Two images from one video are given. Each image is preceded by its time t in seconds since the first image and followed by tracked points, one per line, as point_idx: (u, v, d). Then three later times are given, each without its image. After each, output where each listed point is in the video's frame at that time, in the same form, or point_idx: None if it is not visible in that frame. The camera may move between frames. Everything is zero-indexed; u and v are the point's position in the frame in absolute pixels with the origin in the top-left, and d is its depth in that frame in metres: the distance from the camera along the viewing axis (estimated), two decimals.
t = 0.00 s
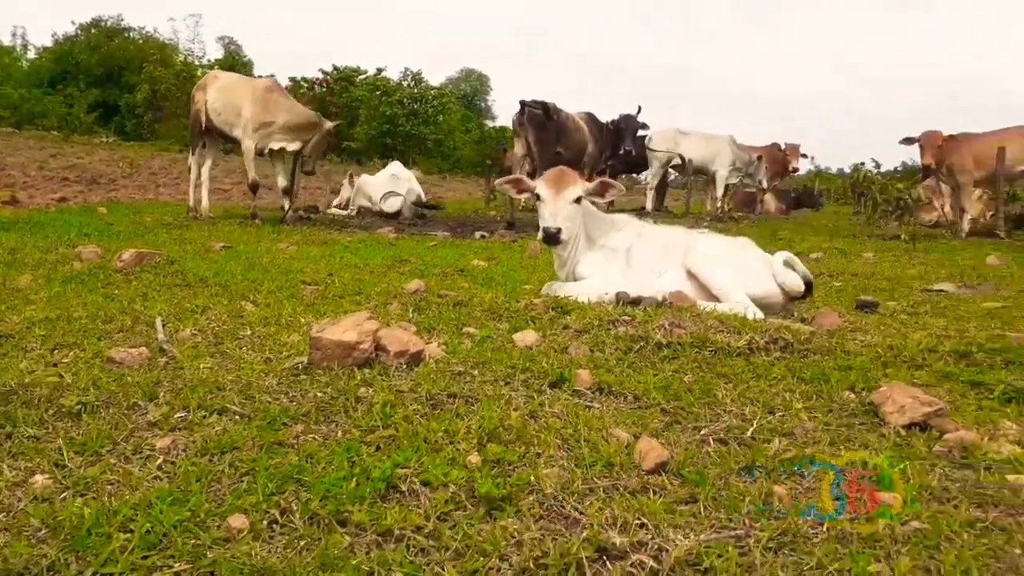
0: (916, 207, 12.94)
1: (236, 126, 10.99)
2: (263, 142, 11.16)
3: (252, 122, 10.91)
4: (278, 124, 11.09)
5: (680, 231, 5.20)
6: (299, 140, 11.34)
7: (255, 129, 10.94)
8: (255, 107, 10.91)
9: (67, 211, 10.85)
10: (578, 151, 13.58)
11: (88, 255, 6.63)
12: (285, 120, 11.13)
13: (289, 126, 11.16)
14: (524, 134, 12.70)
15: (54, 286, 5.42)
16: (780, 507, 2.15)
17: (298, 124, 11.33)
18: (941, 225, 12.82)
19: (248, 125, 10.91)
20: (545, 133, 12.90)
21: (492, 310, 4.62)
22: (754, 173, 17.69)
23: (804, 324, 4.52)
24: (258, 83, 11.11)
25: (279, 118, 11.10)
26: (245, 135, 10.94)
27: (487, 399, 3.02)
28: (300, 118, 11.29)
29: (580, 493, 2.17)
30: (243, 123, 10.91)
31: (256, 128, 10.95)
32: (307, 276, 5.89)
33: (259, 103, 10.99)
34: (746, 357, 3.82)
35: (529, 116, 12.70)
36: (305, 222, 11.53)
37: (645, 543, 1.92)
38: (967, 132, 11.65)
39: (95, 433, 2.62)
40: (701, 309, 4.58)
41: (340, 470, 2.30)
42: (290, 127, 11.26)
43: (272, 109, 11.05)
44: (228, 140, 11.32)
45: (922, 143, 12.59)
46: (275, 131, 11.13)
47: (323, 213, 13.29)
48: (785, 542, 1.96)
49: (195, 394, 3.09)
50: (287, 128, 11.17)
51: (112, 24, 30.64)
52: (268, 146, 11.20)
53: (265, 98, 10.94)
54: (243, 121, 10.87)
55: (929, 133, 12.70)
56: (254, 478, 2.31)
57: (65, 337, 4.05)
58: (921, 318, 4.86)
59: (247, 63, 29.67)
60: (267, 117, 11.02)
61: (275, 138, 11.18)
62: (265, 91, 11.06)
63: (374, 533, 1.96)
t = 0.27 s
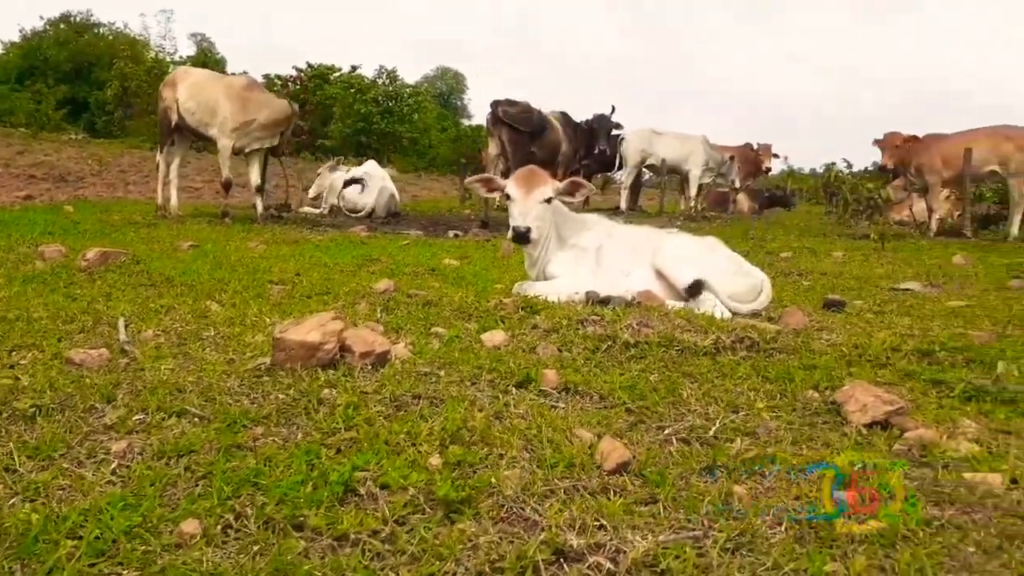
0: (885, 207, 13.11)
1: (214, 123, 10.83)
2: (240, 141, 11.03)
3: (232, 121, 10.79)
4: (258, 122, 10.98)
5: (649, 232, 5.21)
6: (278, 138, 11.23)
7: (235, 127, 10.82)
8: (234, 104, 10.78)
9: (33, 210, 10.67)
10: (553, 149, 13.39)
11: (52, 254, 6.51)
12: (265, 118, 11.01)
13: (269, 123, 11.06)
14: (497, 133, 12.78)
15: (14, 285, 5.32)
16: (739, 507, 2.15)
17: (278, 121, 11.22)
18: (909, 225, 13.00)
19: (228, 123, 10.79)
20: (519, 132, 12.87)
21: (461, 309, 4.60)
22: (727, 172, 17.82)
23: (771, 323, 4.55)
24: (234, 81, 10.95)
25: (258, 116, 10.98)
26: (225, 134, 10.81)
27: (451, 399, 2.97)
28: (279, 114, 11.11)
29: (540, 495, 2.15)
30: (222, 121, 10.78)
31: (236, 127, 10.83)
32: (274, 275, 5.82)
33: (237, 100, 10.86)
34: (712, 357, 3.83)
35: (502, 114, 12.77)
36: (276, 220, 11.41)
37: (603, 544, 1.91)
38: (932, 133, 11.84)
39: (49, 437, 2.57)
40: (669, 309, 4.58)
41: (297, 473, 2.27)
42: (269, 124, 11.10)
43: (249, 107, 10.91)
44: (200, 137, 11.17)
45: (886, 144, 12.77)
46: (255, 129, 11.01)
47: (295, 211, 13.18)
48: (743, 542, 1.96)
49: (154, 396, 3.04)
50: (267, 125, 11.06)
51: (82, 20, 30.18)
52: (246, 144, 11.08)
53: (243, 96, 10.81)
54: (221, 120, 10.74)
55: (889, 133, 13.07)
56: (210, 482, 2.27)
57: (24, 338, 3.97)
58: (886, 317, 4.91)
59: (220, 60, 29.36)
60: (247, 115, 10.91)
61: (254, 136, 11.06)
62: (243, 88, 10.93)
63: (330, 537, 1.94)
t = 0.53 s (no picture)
0: (852, 202, 13.27)
1: (187, 118, 10.67)
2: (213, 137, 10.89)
3: (211, 113, 10.69)
4: (235, 118, 10.94)
5: (617, 229, 5.22)
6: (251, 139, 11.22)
7: (213, 120, 10.72)
8: (210, 99, 10.70)
9: None
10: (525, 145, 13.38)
11: (13, 251, 6.39)
12: (242, 115, 11.01)
13: (245, 121, 11.05)
14: (469, 127, 12.49)
15: None
16: (696, 505, 2.17)
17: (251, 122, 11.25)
18: (875, 220, 13.19)
19: (206, 115, 10.67)
20: (491, 128, 12.67)
21: (428, 304, 4.59)
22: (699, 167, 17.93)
23: (736, 319, 4.59)
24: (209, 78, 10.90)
25: (234, 113, 10.95)
26: (202, 125, 10.66)
27: (414, 399, 2.95)
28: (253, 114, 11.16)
29: (500, 495, 2.14)
30: (200, 113, 10.65)
31: (214, 120, 10.72)
32: (240, 272, 5.77)
33: (212, 96, 10.79)
34: (676, 353, 3.85)
35: (473, 109, 12.52)
36: (245, 215, 11.29)
37: (560, 545, 1.92)
38: (895, 130, 12.02)
39: (2, 441, 2.53)
40: (634, 305, 4.60)
41: (255, 476, 2.25)
42: (243, 124, 11.08)
43: (224, 104, 10.87)
44: (169, 131, 11.02)
45: (849, 142, 12.96)
46: (231, 125, 10.95)
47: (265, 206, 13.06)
48: (698, 541, 1.97)
49: (113, 397, 3.00)
50: (243, 123, 11.04)
51: (48, 10, 29.62)
52: (220, 141, 10.95)
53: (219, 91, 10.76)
54: (197, 114, 10.61)
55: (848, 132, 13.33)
56: (165, 486, 2.25)
57: None
58: (849, 312, 4.97)
59: (190, 52, 28.95)
60: (224, 110, 10.85)
61: (229, 133, 10.98)
62: (219, 85, 10.93)
63: (285, 542, 1.93)
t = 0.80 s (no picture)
0: (823, 207, 13.41)
1: (162, 120, 10.53)
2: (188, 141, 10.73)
3: (188, 116, 10.56)
4: (211, 123, 10.80)
5: (587, 234, 5.21)
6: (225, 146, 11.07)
7: (189, 123, 10.57)
8: (187, 102, 10.57)
9: None
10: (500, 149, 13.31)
11: None
12: (219, 121, 10.89)
13: (222, 127, 10.92)
14: (442, 131, 12.33)
15: None
16: (659, 515, 2.15)
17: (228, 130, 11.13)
18: (845, 225, 13.32)
19: (183, 117, 10.52)
20: (465, 131, 12.57)
21: (396, 309, 4.55)
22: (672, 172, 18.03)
23: (704, 325, 4.61)
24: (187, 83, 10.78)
25: (211, 118, 10.82)
26: (177, 127, 10.51)
27: (379, 409, 2.91)
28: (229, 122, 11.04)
29: (462, 508, 2.12)
30: (177, 115, 10.50)
31: (190, 122, 10.57)
32: (206, 277, 5.68)
33: (189, 100, 10.66)
34: (645, 360, 3.84)
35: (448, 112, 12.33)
36: (215, 219, 11.16)
37: (520, 559, 1.90)
38: (863, 137, 12.07)
39: None
40: (604, 312, 4.58)
41: (213, 489, 2.20)
42: (218, 130, 10.94)
43: (202, 108, 10.75)
44: (141, 132, 10.87)
45: (816, 149, 13.10)
46: (207, 131, 10.81)
47: (235, 209, 12.91)
48: (659, 553, 1.96)
49: (69, 408, 2.93)
50: (218, 129, 10.90)
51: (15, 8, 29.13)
52: (194, 145, 10.79)
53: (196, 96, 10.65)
54: (173, 116, 10.47)
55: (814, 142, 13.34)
56: (120, 499, 2.20)
57: None
58: (816, 319, 5.00)
59: (161, 52, 28.62)
60: (201, 114, 10.72)
61: (204, 138, 10.83)
62: (197, 90, 10.81)
63: (240, 557, 1.90)
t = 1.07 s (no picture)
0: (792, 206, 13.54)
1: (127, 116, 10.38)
2: (154, 136, 10.56)
3: (151, 110, 10.38)
4: (177, 117, 10.60)
5: (556, 232, 5.20)
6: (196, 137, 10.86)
7: (153, 118, 10.39)
8: (151, 97, 10.39)
9: None
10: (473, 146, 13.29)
11: None
12: (187, 113, 10.67)
13: (190, 119, 10.70)
14: (413, 128, 12.23)
15: None
16: (617, 514, 2.15)
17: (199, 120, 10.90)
18: (813, 224, 13.47)
19: (146, 112, 10.35)
20: (436, 127, 12.51)
21: (363, 308, 4.52)
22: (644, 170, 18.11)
23: (670, 324, 4.63)
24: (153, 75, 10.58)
25: (178, 111, 10.62)
26: (141, 123, 10.35)
27: (341, 408, 2.89)
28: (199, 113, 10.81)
29: (420, 508, 2.11)
30: (141, 110, 10.34)
31: (155, 117, 10.40)
32: (170, 275, 5.61)
33: (154, 94, 10.48)
34: (610, 358, 3.85)
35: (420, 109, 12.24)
36: (183, 215, 11.01)
37: (476, 558, 1.90)
38: (829, 138, 12.28)
39: None
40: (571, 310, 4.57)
41: (167, 490, 2.17)
42: (187, 122, 10.73)
43: (167, 102, 10.55)
44: (108, 128, 10.75)
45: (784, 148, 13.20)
46: (175, 123, 10.62)
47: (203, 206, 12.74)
48: (616, 552, 1.96)
49: (24, 408, 2.88)
50: (186, 122, 10.70)
51: None
52: (161, 140, 10.63)
53: (161, 89, 10.46)
54: (137, 111, 10.31)
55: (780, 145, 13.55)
56: (72, 501, 2.16)
57: None
58: (780, 317, 5.06)
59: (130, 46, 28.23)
60: (167, 107, 10.53)
61: (171, 132, 10.65)
62: (163, 83, 10.61)
63: (193, 560, 1.88)
